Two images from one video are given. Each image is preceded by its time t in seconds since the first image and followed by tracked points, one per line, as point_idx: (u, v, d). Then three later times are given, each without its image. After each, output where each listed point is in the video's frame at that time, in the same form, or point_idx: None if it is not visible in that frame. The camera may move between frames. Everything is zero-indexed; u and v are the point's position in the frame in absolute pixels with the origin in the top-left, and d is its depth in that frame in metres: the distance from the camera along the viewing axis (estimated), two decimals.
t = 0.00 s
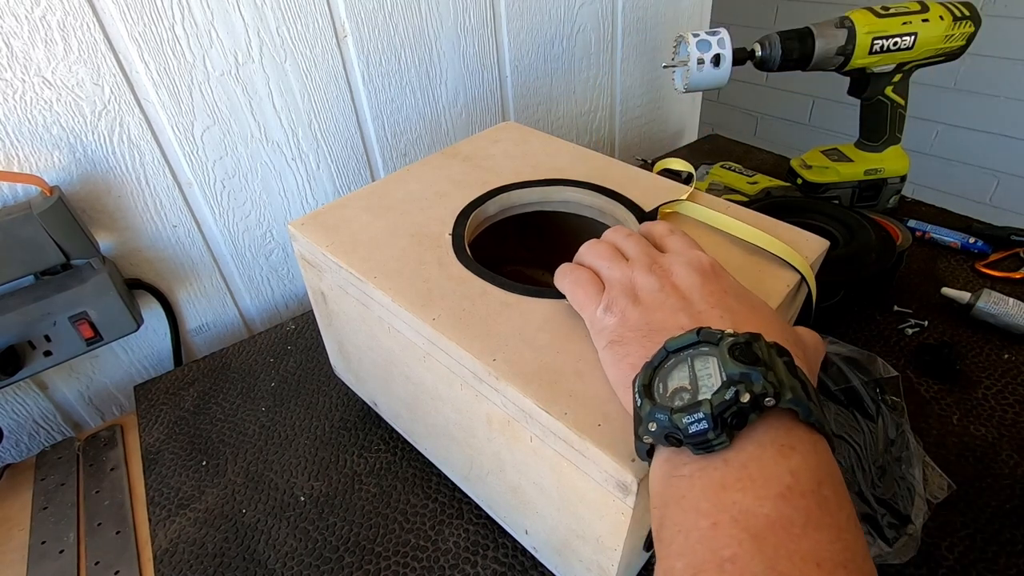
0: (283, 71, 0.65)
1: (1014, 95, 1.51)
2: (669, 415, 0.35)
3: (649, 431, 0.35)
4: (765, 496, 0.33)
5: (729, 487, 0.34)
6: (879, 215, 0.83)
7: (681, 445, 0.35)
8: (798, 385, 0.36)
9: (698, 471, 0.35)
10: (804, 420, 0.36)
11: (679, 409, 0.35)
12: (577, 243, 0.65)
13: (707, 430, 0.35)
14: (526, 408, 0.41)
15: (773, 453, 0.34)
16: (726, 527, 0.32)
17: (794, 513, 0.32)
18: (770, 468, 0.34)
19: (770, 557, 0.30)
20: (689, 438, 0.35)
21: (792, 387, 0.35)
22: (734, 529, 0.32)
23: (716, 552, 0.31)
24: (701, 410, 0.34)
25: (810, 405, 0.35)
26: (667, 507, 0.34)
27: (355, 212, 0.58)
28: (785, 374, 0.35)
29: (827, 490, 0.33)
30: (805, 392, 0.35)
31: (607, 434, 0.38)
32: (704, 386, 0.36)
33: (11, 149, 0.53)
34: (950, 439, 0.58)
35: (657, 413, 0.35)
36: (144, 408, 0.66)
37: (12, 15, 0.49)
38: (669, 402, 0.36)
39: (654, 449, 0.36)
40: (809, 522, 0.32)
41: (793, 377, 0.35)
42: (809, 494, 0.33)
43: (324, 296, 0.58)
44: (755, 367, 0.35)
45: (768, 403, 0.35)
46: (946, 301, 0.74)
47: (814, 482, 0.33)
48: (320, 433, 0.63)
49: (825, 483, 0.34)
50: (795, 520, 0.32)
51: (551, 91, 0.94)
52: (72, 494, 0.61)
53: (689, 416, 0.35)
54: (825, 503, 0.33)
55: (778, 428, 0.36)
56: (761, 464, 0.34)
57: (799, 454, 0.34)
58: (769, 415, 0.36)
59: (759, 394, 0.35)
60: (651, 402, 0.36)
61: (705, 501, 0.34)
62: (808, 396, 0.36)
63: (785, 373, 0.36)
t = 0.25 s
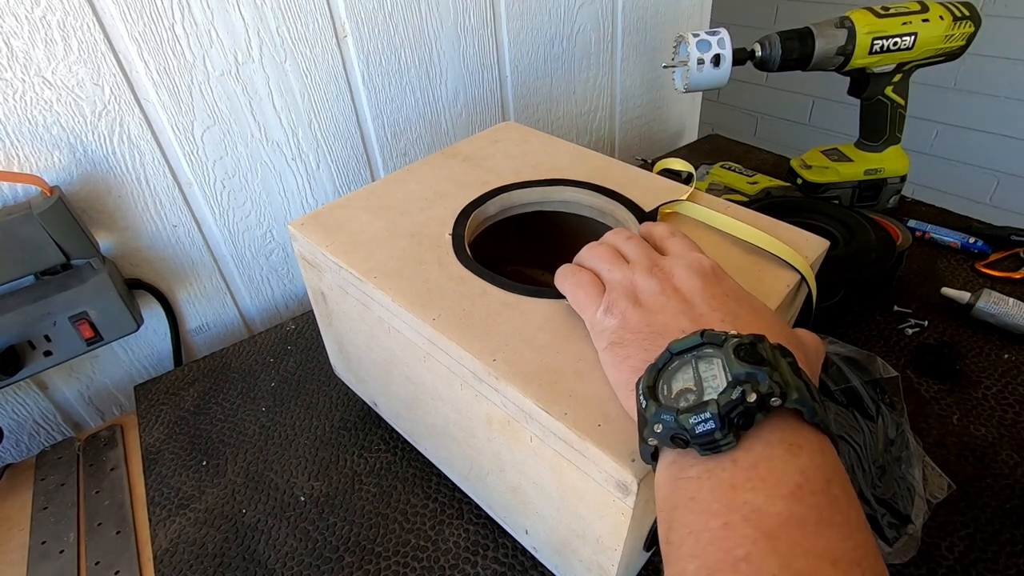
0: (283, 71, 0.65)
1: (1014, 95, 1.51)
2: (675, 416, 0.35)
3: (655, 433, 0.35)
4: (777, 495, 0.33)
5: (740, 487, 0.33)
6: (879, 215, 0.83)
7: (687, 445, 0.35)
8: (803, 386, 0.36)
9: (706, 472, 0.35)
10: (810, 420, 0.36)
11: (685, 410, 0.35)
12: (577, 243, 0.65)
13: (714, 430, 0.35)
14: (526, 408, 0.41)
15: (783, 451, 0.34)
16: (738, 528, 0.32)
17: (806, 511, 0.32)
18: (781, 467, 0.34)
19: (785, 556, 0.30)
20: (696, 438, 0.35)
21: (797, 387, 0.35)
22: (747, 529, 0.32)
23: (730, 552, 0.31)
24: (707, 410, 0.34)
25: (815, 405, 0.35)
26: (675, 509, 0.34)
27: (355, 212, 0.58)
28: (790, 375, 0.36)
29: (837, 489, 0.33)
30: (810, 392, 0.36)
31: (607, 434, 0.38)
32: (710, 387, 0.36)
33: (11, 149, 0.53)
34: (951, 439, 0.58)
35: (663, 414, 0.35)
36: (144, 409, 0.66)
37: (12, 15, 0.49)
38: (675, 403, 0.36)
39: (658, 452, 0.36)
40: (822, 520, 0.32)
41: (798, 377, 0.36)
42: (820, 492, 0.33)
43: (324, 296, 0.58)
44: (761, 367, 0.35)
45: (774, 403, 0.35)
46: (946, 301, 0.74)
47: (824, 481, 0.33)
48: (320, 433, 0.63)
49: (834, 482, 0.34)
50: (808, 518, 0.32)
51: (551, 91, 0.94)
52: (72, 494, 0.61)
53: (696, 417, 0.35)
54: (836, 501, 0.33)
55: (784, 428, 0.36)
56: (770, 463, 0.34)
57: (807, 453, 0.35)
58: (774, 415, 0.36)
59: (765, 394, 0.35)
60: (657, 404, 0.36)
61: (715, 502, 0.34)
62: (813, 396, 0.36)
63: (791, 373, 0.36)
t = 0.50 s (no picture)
0: (283, 71, 0.65)
1: (1014, 95, 1.51)
2: (679, 416, 0.35)
3: (658, 433, 0.35)
4: (781, 494, 0.33)
5: (743, 487, 0.34)
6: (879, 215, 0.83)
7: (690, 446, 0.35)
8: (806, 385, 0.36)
9: (709, 472, 0.35)
10: (813, 420, 0.36)
11: (688, 410, 0.35)
12: (577, 243, 0.65)
13: (717, 430, 0.35)
14: (526, 408, 0.41)
15: (786, 451, 0.34)
16: (742, 527, 0.32)
17: (811, 510, 0.32)
18: (784, 466, 0.34)
19: (790, 555, 0.30)
20: (699, 438, 0.35)
21: (800, 387, 0.35)
22: (752, 528, 0.32)
23: (734, 552, 0.31)
24: (711, 410, 0.35)
25: (818, 404, 0.35)
26: (678, 509, 0.34)
27: (356, 212, 0.58)
28: (793, 374, 0.36)
29: (841, 488, 0.33)
30: (812, 392, 0.36)
31: (608, 434, 0.38)
32: (712, 387, 0.36)
33: (11, 149, 0.53)
34: (950, 439, 0.58)
35: (666, 415, 0.35)
36: (144, 408, 0.66)
37: (12, 15, 0.49)
38: (677, 403, 0.36)
39: (660, 452, 0.36)
40: (827, 519, 0.32)
41: (800, 377, 0.36)
42: (823, 492, 0.33)
43: (324, 296, 0.58)
44: (764, 367, 0.35)
45: (777, 402, 0.35)
46: (946, 301, 0.74)
47: (827, 480, 0.34)
48: (320, 433, 0.63)
49: (837, 482, 0.34)
50: (812, 517, 0.32)
51: (551, 91, 0.94)
52: (72, 494, 0.61)
53: (700, 417, 0.35)
54: (840, 500, 0.33)
55: (787, 427, 0.36)
56: (774, 462, 0.34)
57: (810, 453, 0.35)
58: (777, 415, 0.36)
59: (769, 394, 0.35)
60: (660, 404, 0.36)
61: (719, 502, 0.34)
62: (816, 395, 0.36)
63: (793, 372, 0.36)
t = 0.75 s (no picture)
0: (283, 71, 0.65)
1: (1014, 96, 1.51)
2: (678, 422, 0.35)
3: (658, 439, 0.35)
4: (780, 502, 0.33)
5: (743, 494, 0.34)
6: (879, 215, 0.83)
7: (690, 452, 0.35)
8: (806, 390, 0.36)
9: (710, 478, 0.35)
10: (813, 424, 0.36)
11: (688, 416, 0.35)
12: (577, 243, 0.65)
13: (717, 436, 0.35)
14: (526, 408, 0.41)
15: (785, 457, 0.34)
16: (742, 535, 0.32)
17: (810, 518, 0.32)
18: (784, 473, 0.34)
19: (789, 564, 0.30)
20: (699, 445, 0.35)
21: (800, 392, 0.35)
22: (751, 536, 0.32)
23: (733, 560, 0.31)
24: (711, 417, 0.34)
25: (818, 409, 0.35)
26: (679, 516, 0.34)
27: (355, 213, 0.58)
28: (793, 379, 0.36)
29: (840, 495, 0.33)
30: (812, 396, 0.35)
31: (608, 434, 0.38)
32: (712, 393, 0.36)
33: (11, 149, 0.53)
34: (951, 439, 0.58)
35: (666, 420, 0.35)
36: (144, 409, 0.66)
37: (12, 15, 0.49)
38: (677, 409, 0.36)
39: (661, 456, 0.36)
40: (826, 526, 0.32)
41: (800, 382, 0.36)
42: (823, 498, 0.33)
43: (324, 296, 0.58)
44: (764, 372, 0.35)
45: (777, 408, 0.35)
46: (946, 301, 0.74)
47: (827, 487, 0.34)
48: (320, 433, 0.63)
49: (837, 488, 0.34)
50: (812, 525, 0.32)
51: (551, 91, 0.94)
52: (72, 494, 0.61)
53: (699, 423, 0.35)
54: (839, 507, 0.33)
55: (787, 432, 0.36)
56: (773, 469, 0.34)
57: (809, 459, 0.35)
58: (778, 420, 0.36)
59: (768, 400, 0.35)
60: (659, 410, 0.35)
61: (719, 509, 0.34)
62: (816, 400, 0.36)
63: (793, 377, 0.36)
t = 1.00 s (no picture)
0: (283, 71, 0.65)
1: (1014, 96, 1.51)
2: (679, 425, 0.35)
3: (658, 441, 0.35)
4: (780, 504, 0.33)
5: (742, 497, 0.34)
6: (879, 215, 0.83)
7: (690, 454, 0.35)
8: (805, 392, 0.36)
9: (709, 480, 0.35)
10: (813, 426, 0.36)
11: (688, 418, 0.35)
12: (577, 243, 0.65)
13: (717, 439, 0.35)
14: (526, 408, 0.41)
15: (785, 460, 0.34)
16: (741, 538, 0.32)
17: (810, 521, 0.32)
18: (783, 476, 0.34)
19: (789, 567, 0.30)
20: (699, 447, 0.35)
21: (800, 395, 0.35)
22: (751, 539, 0.32)
23: (733, 563, 0.31)
24: (711, 420, 0.34)
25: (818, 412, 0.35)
26: (678, 517, 0.34)
27: (355, 213, 0.58)
28: (793, 382, 0.36)
29: (840, 497, 0.34)
30: (812, 398, 0.36)
31: (607, 434, 0.38)
32: (712, 396, 0.36)
33: (11, 149, 0.53)
34: (951, 439, 0.58)
35: (666, 423, 0.35)
36: (144, 408, 0.66)
37: (12, 15, 0.49)
38: (677, 411, 0.35)
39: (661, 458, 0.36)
40: (825, 529, 0.32)
41: (800, 385, 0.36)
42: (822, 501, 0.33)
43: (323, 296, 0.58)
44: (764, 376, 0.35)
45: (777, 411, 0.35)
46: (946, 301, 0.74)
47: (826, 489, 0.34)
48: (320, 433, 0.63)
49: (837, 490, 0.34)
50: (811, 528, 0.32)
51: (551, 91, 0.94)
52: (72, 494, 0.61)
53: (700, 426, 0.35)
54: (838, 509, 0.33)
55: (787, 434, 0.36)
56: (772, 472, 0.34)
57: (809, 461, 0.35)
58: (778, 422, 0.36)
59: (769, 403, 0.35)
60: (659, 412, 0.35)
61: (719, 511, 0.34)
62: (816, 402, 0.36)
63: (793, 380, 0.36)
